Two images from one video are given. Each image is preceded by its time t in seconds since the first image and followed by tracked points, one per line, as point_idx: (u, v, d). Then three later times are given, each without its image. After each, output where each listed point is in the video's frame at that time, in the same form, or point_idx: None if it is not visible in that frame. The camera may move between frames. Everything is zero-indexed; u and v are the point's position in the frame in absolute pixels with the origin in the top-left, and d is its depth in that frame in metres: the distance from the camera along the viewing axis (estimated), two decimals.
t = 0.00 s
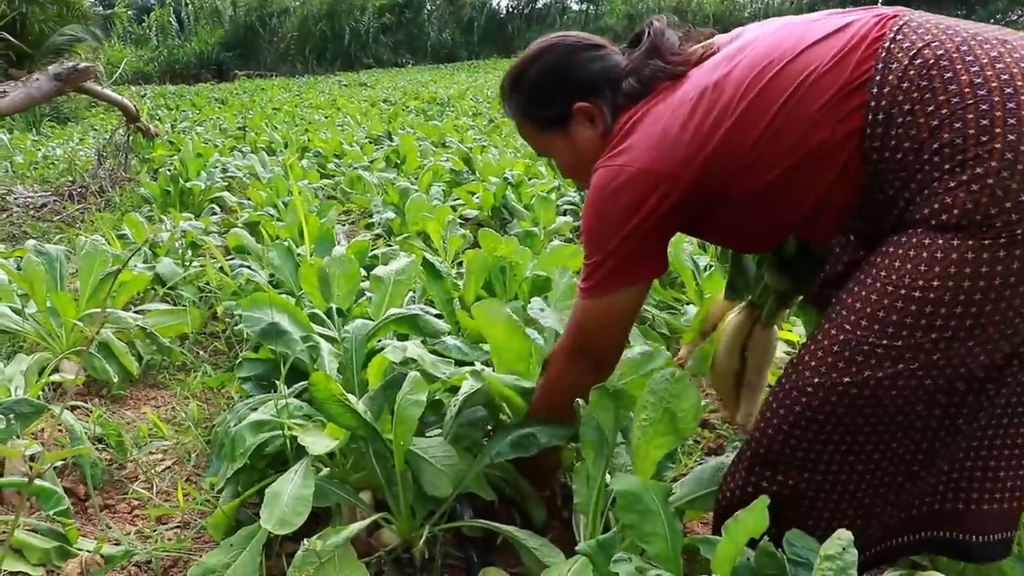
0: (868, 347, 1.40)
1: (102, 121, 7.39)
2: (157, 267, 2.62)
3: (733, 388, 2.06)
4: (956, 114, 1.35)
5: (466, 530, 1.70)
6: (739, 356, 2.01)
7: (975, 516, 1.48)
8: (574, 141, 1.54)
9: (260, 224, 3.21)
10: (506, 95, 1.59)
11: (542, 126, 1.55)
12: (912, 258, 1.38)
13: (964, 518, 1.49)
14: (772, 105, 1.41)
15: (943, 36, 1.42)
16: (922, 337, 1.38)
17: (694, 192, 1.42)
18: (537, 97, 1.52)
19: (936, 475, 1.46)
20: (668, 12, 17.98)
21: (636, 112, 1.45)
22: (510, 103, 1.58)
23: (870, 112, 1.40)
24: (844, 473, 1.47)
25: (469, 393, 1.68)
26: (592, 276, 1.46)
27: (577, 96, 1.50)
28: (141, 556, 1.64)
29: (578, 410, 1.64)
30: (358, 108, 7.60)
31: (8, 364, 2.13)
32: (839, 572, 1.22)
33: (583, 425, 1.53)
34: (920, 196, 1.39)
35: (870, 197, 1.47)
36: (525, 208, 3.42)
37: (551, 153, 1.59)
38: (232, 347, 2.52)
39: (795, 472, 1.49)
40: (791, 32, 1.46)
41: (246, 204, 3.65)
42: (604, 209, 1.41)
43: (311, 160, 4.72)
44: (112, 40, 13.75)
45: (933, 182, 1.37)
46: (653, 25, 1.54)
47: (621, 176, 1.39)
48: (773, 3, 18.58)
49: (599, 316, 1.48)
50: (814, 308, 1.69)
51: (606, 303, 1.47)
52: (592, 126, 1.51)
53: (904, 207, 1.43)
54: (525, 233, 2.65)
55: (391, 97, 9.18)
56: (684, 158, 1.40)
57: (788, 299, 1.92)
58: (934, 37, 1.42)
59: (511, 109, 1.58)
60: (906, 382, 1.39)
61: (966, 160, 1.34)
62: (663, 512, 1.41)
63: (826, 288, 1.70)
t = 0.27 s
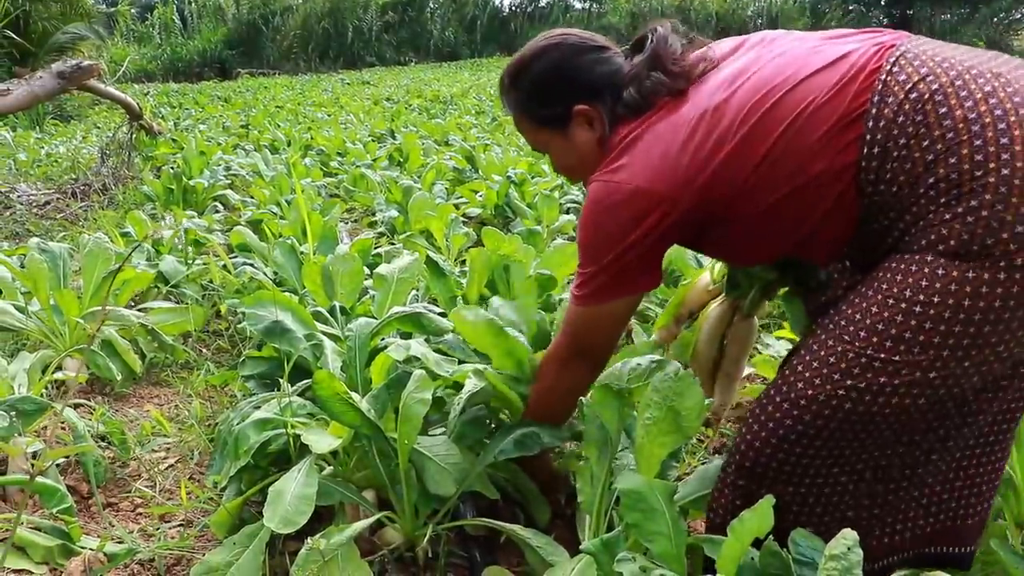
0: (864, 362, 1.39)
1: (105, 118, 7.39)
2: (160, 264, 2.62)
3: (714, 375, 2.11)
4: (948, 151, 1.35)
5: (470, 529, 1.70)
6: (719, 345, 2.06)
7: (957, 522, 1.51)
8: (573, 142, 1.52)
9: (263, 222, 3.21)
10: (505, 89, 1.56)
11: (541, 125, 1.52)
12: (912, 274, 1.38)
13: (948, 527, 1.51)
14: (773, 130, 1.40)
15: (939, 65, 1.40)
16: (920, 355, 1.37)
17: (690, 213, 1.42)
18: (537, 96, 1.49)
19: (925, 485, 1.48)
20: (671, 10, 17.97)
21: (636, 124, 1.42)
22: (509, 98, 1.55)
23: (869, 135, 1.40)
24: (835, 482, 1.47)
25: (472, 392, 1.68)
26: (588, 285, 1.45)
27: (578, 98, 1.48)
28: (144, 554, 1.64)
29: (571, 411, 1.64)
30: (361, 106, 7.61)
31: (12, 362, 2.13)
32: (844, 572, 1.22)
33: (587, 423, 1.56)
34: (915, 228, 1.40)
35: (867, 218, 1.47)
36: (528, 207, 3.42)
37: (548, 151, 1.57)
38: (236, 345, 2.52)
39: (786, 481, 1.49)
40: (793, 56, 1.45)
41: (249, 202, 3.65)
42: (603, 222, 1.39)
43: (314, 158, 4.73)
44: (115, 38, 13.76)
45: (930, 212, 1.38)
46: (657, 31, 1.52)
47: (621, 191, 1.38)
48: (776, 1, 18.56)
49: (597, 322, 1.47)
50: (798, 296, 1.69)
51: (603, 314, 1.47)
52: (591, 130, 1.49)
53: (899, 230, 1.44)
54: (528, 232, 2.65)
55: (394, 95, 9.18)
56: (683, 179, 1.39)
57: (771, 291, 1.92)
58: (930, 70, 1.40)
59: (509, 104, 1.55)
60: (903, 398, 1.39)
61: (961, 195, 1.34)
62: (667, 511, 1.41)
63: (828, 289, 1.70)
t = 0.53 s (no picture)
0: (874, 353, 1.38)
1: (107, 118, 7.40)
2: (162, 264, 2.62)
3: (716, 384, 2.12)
4: (959, 148, 1.33)
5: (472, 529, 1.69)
6: (722, 353, 2.07)
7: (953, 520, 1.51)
8: (584, 140, 1.51)
9: (265, 221, 3.21)
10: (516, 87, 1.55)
11: (552, 123, 1.52)
12: (921, 268, 1.37)
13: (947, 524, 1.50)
14: (781, 133, 1.40)
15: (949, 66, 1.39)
16: (929, 348, 1.36)
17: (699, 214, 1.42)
18: (548, 94, 1.49)
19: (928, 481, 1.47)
20: (673, 9, 17.96)
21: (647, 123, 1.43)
22: (519, 96, 1.55)
23: (880, 133, 1.39)
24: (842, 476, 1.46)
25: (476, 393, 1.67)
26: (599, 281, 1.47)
27: (589, 96, 1.48)
28: (145, 554, 1.64)
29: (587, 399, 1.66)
30: (362, 106, 7.61)
31: (13, 362, 2.13)
32: (847, 572, 1.22)
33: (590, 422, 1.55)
34: (926, 222, 1.38)
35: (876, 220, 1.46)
36: (530, 206, 3.41)
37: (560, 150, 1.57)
38: (237, 345, 2.52)
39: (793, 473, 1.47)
40: (805, 57, 1.45)
41: (250, 202, 3.65)
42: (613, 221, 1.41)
43: (315, 158, 4.73)
44: (117, 38, 13.77)
45: (937, 210, 1.37)
46: (671, 32, 1.52)
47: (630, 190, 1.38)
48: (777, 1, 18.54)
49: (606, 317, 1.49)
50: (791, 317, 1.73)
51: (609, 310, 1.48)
52: (603, 128, 1.49)
53: (909, 229, 1.42)
54: (530, 231, 2.64)
55: (395, 95, 9.18)
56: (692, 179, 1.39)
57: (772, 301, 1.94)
58: (940, 68, 1.39)
59: (520, 104, 1.55)
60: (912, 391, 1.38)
61: (972, 190, 1.33)
62: (670, 512, 1.41)
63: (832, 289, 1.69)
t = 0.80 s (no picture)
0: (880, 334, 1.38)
1: (109, 119, 7.41)
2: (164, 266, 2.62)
3: (742, 380, 2.07)
4: (962, 112, 1.35)
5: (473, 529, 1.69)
6: (743, 347, 2.03)
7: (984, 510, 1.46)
8: (584, 122, 1.51)
9: (266, 222, 3.21)
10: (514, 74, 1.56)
11: (551, 106, 1.52)
12: (921, 245, 1.38)
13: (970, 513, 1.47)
14: (785, 101, 1.40)
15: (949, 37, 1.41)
16: (936, 325, 1.36)
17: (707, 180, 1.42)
18: (546, 77, 1.49)
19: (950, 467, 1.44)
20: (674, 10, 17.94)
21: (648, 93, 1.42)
22: (518, 82, 1.55)
23: (883, 99, 1.39)
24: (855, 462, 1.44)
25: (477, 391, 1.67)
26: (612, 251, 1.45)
27: (588, 77, 1.47)
28: (147, 555, 1.64)
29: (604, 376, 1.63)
30: (364, 107, 7.61)
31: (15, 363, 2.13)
32: (850, 573, 1.21)
33: (591, 423, 1.55)
34: (929, 190, 1.39)
35: (877, 191, 1.47)
36: (532, 207, 3.41)
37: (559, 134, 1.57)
38: (239, 346, 2.51)
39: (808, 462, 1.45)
40: (802, 31, 1.46)
41: (252, 203, 3.65)
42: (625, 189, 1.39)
43: (317, 159, 4.73)
44: (119, 39, 13.78)
45: (939, 177, 1.37)
46: (670, 13, 1.50)
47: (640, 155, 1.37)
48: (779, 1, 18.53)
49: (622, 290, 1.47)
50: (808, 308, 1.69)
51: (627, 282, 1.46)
52: (604, 108, 1.49)
53: (911, 199, 1.42)
54: (532, 232, 2.64)
55: (397, 96, 9.18)
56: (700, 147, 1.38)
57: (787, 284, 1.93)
58: (945, 39, 1.41)
59: (519, 90, 1.55)
60: (919, 369, 1.37)
61: (975, 155, 1.34)
62: (672, 512, 1.40)
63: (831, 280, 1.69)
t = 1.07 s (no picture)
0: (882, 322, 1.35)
1: (110, 120, 7.41)
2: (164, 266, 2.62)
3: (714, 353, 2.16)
4: (990, 54, 1.29)
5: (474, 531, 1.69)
6: (718, 318, 2.12)
7: None
8: (593, 29, 1.42)
9: (267, 223, 3.21)
10: None
11: (560, 13, 1.41)
12: (925, 217, 1.33)
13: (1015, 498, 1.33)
14: (810, 22, 1.36)
15: None
16: (938, 302, 1.30)
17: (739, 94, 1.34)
18: None
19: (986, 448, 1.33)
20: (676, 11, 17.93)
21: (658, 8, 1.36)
22: None
23: (914, 30, 1.35)
24: (874, 460, 1.38)
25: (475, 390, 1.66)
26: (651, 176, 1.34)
27: None
28: (147, 557, 1.63)
29: (655, 331, 1.54)
30: (366, 108, 7.60)
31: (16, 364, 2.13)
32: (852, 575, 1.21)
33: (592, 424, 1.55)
34: (943, 136, 1.33)
35: (890, 128, 1.40)
36: (532, 207, 3.41)
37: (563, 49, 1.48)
38: (239, 347, 2.51)
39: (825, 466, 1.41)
40: None
41: (253, 204, 3.64)
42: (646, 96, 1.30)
43: (318, 159, 4.72)
44: (120, 40, 13.78)
45: (949, 127, 1.32)
46: None
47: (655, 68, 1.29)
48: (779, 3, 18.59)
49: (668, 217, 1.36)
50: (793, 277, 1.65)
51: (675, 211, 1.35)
52: (614, 14, 1.42)
53: (923, 143, 1.36)
54: (533, 232, 2.64)
55: (399, 97, 9.18)
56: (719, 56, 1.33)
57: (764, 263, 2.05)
58: None
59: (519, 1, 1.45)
60: (924, 353, 1.31)
61: (996, 101, 1.27)
62: (673, 514, 1.40)
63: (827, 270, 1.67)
